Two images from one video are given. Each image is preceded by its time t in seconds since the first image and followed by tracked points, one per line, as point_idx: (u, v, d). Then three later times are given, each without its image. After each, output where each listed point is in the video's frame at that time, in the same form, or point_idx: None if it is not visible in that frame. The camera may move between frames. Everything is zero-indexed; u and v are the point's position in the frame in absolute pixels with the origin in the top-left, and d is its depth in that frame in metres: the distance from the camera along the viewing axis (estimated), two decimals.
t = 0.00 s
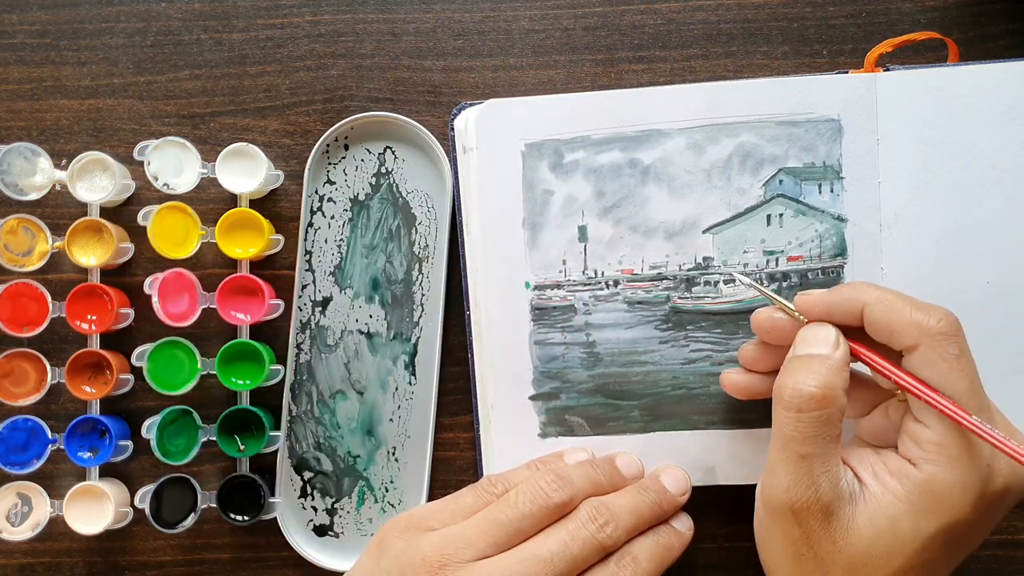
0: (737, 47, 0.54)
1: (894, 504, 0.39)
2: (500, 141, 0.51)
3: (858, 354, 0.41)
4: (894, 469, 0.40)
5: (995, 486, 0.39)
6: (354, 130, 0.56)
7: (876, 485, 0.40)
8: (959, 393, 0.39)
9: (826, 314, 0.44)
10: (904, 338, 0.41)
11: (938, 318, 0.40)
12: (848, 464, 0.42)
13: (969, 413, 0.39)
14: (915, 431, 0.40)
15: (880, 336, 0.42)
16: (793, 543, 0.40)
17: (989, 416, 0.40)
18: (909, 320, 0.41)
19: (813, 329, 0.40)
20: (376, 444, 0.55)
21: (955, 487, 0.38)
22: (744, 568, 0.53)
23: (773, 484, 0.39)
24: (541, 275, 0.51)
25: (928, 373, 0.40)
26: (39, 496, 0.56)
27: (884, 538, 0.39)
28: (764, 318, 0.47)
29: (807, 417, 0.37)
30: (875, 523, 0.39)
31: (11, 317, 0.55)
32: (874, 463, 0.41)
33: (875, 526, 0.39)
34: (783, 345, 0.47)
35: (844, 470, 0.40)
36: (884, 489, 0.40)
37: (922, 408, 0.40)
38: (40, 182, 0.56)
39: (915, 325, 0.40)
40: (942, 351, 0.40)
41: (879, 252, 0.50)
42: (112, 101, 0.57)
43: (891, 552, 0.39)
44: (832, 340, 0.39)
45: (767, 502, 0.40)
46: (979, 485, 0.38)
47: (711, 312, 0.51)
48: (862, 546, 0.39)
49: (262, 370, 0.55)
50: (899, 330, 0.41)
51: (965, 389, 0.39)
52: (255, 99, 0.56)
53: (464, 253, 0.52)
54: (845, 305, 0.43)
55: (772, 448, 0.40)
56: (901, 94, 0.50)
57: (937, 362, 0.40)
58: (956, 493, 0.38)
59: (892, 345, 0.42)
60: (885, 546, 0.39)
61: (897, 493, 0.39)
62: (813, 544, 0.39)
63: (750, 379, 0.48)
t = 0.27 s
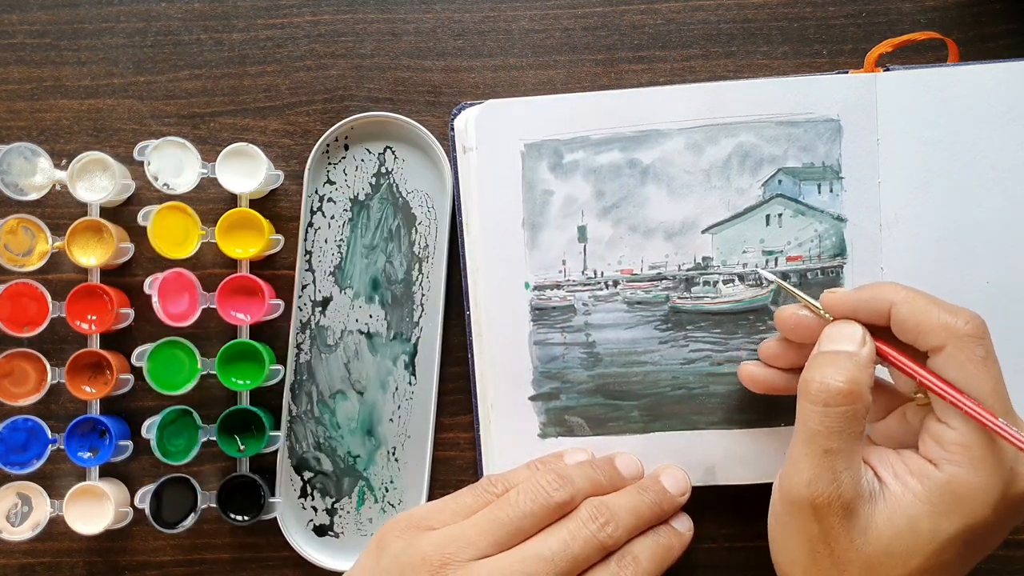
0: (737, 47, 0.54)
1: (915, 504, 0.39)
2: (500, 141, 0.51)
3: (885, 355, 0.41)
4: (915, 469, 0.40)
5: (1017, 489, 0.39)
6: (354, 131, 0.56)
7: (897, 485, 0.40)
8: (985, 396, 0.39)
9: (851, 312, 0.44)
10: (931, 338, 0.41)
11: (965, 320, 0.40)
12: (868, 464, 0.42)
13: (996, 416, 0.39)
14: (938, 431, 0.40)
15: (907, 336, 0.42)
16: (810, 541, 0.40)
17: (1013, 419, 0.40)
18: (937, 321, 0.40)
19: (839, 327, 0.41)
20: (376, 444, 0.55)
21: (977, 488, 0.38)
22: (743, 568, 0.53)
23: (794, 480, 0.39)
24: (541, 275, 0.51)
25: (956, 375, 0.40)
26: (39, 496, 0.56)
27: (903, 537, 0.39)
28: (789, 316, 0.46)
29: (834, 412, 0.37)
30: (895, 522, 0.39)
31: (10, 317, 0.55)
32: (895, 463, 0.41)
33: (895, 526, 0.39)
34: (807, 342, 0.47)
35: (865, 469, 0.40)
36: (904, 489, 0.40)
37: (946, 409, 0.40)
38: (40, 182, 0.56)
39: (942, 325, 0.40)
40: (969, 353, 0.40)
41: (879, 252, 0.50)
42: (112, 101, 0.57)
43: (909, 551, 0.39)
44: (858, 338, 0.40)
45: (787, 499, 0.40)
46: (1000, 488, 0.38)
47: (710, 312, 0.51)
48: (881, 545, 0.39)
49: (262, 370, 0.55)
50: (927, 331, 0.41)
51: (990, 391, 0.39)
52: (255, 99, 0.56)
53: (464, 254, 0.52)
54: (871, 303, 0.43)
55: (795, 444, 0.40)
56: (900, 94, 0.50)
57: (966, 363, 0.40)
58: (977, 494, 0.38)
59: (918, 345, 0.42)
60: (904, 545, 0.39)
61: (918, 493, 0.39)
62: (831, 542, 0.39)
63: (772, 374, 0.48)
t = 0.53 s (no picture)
0: (737, 47, 0.54)
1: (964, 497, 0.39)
2: (500, 141, 0.51)
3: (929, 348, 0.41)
4: (963, 462, 0.40)
5: None
6: (354, 130, 0.56)
7: (946, 478, 0.40)
8: None
9: (895, 307, 0.44)
10: (976, 330, 0.41)
11: (1009, 311, 0.40)
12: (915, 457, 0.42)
13: None
14: (986, 423, 0.40)
15: (953, 329, 0.42)
16: (858, 535, 0.40)
17: None
18: (982, 314, 0.41)
19: (883, 322, 0.40)
20: (376, 443, 0.55)
21: None
22: (743, 568, 0.53)
23: (841, 475, 0.39)
24: (541, 275, 0.51)
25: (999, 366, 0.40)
26: (39, 496, 0.56)
27: (952, 530, 0.39)
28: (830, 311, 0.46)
29: (882, 407, 0.37)
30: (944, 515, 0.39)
31: (10, 317, 0.55)
32: (943, 456, 0.41)
33: (946, 518, 0.39)
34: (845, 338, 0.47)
35: (912, 463, 0.41)
36: (954, 482, 0.40)
37: (993, 401, 0.40)
38: (40, 182, 0.56)
39: (985, 317, 0.41)
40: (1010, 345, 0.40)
41: (879, 252, 0.50)
42: (112, 101, 0.57)
43: (961, 543, 0.39)
44: (902, 333, 0.39)
45: (834, 494, 0.40)
46: None
47: (710, 312, 0.51)
48: (931, 538, 0.39)
49: (262, 370, 0.55)
50: (971, 323, 0.41)
51: None
52: (255, 99, 0.56)
53: (464, 253, 0.52)
54: (916, 297, 0.43)
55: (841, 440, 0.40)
56: (900, 94, 0.50)
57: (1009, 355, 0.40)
58: None
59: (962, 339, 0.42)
60: (953, 538, 0.39)
61: (968, 485, 0.39)
62: (877, 535, 0.40)
63: (812, 372, 0.48)
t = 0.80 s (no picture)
0: (737, 47, 0.54)
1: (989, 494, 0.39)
2: (500, 141, 0.51)
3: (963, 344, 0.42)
4: (990, 458, 0.40)
5: None
6: (354, 130, 0.56)
7: (972, 474, 0.40)
8: None
9: (932, 303, 0.44)
10: (1012, 330, 0.41)
11: None
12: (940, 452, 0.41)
13: None
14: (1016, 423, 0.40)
15: (989, 328, 0.42)
16: (879, 523, 0.40)
17: None
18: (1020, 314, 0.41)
19: (919, 316, 0.40)
20: (376, 443, 0.55)
21: None
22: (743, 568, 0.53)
23: (866, 461, 0.39)
24: (541, 275, 0.51)
25: None
26: (39, 496, 0.56)
27: (974, 525, 0.39)
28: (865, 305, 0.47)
29: (916, 395, 0.37)
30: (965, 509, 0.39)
31: (10, 317, 0.55)
32: (969, 452, 0.41)
33: (968, 513, 0.39)
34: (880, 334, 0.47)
35: (937, 456, 0.40)
36: (979, 478, 0.39)
37: None
38: (40, 182, 0.56)
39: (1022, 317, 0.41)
40: None
41: (879, 252, 0.50)
42: (112, 101, 0.57)
43: (982, 538, 0.39)
44: (939, 327, 0.39)
45: (858, 481, 0.40)
46: None
47: (710, 312, 0.51)
48: (952, 531, 0.39)
49: (262, 370, 0.55)
50: (1008, 323, 0.41)
51: None
52: (255, 99, 0.56)
53: (464, 254, 0.52)
54: (954, 294, 0.43)
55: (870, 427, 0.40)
56: (900, 94, 0.50)
57: None
58: None
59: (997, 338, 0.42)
60: (974, 533, 0.39)
61: (993, 482, 0.39)
62: (897, 523, 0.40)
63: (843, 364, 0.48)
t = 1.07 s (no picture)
0: (737, 47, 0.54)
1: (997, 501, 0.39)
2: (500, 141, 0.51)
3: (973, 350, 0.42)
4: (998, 465, 0.40)
5: None
6: (354, 130, 0.56)
7: (980, 480, 0.40)
8: None
9: (942, 309, 0.45)
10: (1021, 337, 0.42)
11: None
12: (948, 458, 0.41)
13: None
14: None
15: (998, 334, 0.43)
16: (886, 530, 0.40)
17: None
18: None
19: (928, 321, 0.40)
20: (376, 443, 0.55)
21: None
22: (743, 568, 0.53)
23: (874, 469, 0.39)
24: (541, 275, 0.51)
25: None
26: (39, 496, 0.56)
27: (982, 532, 0.39)
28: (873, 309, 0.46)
29: (926, 402, 0.37)
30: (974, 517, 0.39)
31: (10, 317, 0.55)
32: (978, 459, 0.41)
33: (976, 520, 0.39)
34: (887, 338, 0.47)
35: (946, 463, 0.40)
36: (988, 485, 0.40)
37: None
38: (40, 182, 0.56)
39: None
40: None
41: (879, 252, 0.50)
42: (112, 101, 0.57)
43: (989, 544, 0.39)
44: (949, 333, 0.39)
45: (867, 488, 0.40)
46: None
47: (710, 312, 0.51)
48: (960, 538, 0.39)
49: (262, 370, 0.55)
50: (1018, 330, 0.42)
51: None
52: (255, 99, 0.56)
53: (464, 253, 0.52)
54: (964, 300, 0.44)
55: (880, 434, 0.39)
56: (900, 94, 0.50)
57: None
58: None
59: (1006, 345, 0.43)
60: (982, 540, 0.39)
61: (1002, 489, 0.39)
62: (904, 530, 0.40)
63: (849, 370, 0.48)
